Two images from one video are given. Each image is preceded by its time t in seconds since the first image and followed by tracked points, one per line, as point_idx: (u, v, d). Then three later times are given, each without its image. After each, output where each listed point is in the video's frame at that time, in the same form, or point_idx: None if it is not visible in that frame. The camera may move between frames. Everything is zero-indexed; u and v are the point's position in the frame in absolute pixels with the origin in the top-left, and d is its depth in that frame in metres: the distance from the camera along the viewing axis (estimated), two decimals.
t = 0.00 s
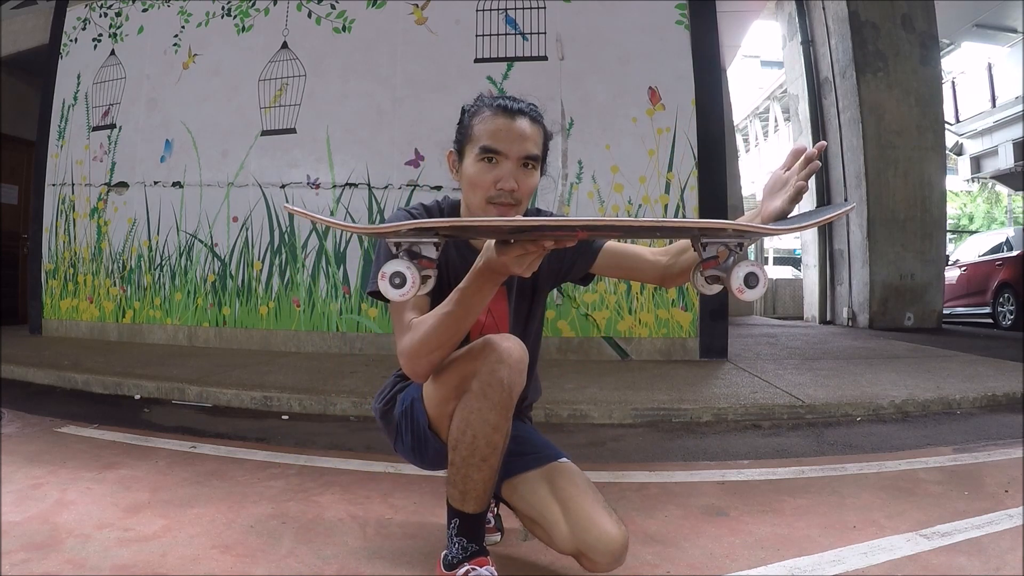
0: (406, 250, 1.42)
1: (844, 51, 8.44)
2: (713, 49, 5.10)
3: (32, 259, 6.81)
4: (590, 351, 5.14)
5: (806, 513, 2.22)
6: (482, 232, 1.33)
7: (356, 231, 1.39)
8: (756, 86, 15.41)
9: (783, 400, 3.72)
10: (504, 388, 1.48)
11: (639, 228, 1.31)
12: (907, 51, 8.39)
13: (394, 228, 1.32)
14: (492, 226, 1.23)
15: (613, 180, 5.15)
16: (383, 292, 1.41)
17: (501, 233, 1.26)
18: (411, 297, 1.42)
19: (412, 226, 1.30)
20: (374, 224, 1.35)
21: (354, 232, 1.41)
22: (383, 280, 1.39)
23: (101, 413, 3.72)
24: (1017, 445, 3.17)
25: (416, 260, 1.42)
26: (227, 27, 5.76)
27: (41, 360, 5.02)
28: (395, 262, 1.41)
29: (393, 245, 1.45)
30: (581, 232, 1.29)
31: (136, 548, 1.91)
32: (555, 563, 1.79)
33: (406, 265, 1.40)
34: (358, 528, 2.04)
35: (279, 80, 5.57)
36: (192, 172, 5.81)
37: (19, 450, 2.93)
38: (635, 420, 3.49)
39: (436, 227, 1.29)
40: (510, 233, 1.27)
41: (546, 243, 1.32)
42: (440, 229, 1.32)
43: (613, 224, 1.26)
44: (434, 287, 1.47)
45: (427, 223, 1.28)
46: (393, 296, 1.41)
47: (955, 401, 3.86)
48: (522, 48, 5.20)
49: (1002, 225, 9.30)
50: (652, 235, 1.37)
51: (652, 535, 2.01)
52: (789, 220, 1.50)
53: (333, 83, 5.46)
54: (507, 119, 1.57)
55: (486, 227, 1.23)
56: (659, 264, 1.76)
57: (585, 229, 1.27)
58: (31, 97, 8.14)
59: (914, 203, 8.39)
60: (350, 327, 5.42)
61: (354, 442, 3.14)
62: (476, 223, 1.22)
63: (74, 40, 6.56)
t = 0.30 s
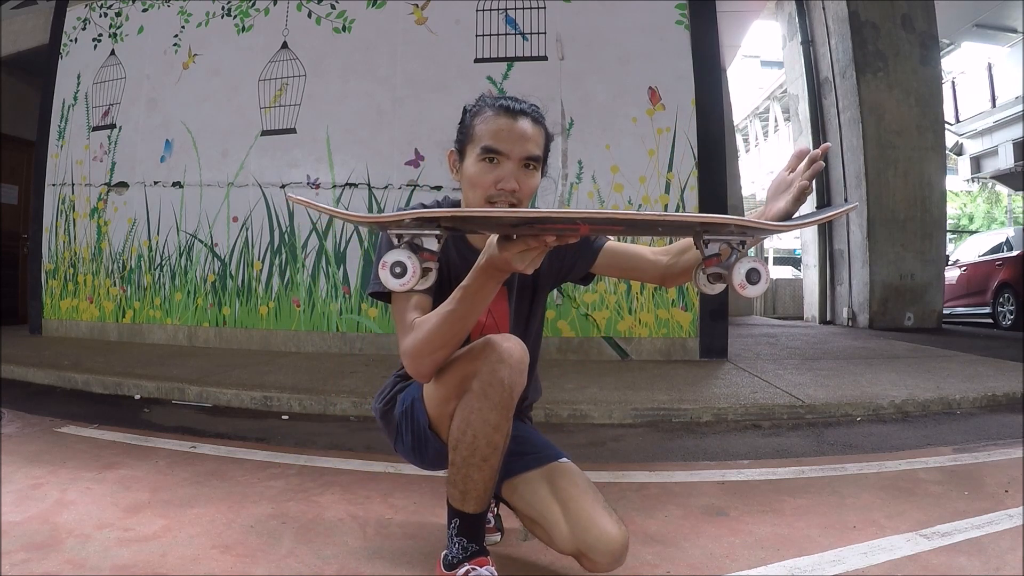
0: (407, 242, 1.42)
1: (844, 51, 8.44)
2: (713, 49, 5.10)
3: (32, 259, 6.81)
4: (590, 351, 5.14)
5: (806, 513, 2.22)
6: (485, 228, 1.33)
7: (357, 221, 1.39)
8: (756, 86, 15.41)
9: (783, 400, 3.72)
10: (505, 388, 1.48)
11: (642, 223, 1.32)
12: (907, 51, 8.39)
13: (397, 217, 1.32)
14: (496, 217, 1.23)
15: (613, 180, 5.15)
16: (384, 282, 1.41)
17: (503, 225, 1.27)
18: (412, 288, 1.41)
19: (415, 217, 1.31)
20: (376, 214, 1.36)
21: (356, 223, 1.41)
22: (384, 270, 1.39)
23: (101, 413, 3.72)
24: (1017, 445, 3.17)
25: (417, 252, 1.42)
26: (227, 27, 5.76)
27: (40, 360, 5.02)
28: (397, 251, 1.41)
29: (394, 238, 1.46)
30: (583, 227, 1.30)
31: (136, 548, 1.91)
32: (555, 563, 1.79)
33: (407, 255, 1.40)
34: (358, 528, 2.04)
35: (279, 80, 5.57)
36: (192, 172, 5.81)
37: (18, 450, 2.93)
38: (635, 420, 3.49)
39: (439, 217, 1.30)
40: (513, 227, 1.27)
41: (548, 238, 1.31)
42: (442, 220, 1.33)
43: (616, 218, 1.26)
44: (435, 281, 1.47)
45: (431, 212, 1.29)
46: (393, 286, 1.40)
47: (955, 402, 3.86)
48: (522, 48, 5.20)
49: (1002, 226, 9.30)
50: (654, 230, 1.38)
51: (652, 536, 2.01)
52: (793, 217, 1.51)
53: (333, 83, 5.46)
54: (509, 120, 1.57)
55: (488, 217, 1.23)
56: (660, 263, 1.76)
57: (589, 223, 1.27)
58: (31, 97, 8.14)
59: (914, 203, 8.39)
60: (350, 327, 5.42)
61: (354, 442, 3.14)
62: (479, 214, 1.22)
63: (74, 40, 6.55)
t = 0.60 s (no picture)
0: (406, 234, 1.41)
1: (844, 51, 8.45)
2: (713, 49, 5.10)
3: (31, 259, 6.81)
4: (590, 351, 5.14)
5: (806, 513, 2.22)
6: (486, 223, 1.34)
7: (357, 210, 1.39)
8: (756, 86, 15.42)
9: (783, 400, 3.72)
10: (506, 388, 1.48)
11: (644, 216, 1.32)
12: (907, 51, 8.39)
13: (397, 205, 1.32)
14: (497, 208, 1.23)
15: (613, 180, 5.15)
16: (383, 271, 1.40)
17: (504, 219, 1.27)
18: (410, 277, 1.40)
19: (415, 205, 1.31)
20: (377, 203, 1.36)
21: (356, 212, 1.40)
22: (383, 258, 1.39)
23: (101, 413, 3.72)
24: (1018, 445, 3.17)
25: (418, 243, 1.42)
26: (227, 27, 5.76)
27: (40, 360, 5.02)
28: (396, 241, 1.40)
29: (395, 230, 1.46)
30: (583, 222, 1.30)
31: (136, 548, 1.91)
32: (555, 563, 1.79)
33: (407, 244, 1.39)
34: (358, 528, 2.04)
35: (279, 80, 5.57)
36: (192, 172, 5.81)
37: (18, 450, 2.93)
38: (635, 420, 3.49)
39: (440, 206, 1.30)
40: (513, 221, 1.28)
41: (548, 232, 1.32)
42: (443, 211, 1.33)
43: (617, 211, 1.26)
44: (435, 274, 1.47)
45: (432, 200, 1.29)
46: (391, 275, 1.39)
47: (955, 401, 3.86)
48: (522, 48, 5.20)
49: (1002, 226, 9.31)
50: (654, 223, 1.38)
51: (652, 535, 2.01)
52: (796, 213, 1.51)
53: (333, 83, 5.46)
54: (510, 119, 1.57)
55: (490, 207, 1.23)
56: (660, 263, 1.76)
57: (590, 216, 1.27)
58: (31, 97, 8.14)
59: (914, 203, 8.39)
60: (350, 327, 5.42)
61: (354, 442, 3.14)
62: (482, 203, 1.22)
63: (74, 40, 6.55)
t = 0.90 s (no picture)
0: (406, 231, 1.41)
1: (844, 51, 8.45)
2: (713, 49, 5.10)
3: (32, 259, 6.81)
4: (590, 351, 5.14)
5: (806, 513, 2.22)
6: (485, 223, 1.34)
7: (356, 208, 1.39)
8: (756, 86, 15.44)
9: (783, 399, 3.72)
10: (507, 387, 1.48)
11: (643, 215, 1.32)
12: (907, 51, 8.38)
13: (397, 203, 1.33)
14: (495, 207, 1.24)
15: (613, 180, 5.15)
16: (382, 268, 1.40)
17: (503, 217, 1.28)
18: (408, 275, 1.40)
19: (414, 203, 1.32)
20: (375, 201, 1.37)
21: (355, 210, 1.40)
22: (381, 255, 1.39)
23: (100, 413, 3.72)
24: (1017, 445, 3.17)
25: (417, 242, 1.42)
26: (227, 27, 5.76)
27: (40, 360, 5.02)
28: (395, 238, 1.40)
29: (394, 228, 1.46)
30: (581, 220, 1.30)
31: (136, 548, 1.91)
32: (555, 563, 1.79)
33: (406, 241, 1.39)
34: (358, 528, 2.04)
35: (279, 80, 5.57)
36: (192, 172, 5.81)
37: (18, 450, 2.93)
38: (635, 420, 3.49)
39: (439, 204, 1.30)
40: (512, 220, 1.28)
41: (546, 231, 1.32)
42: (442, 209, 1.33)
43: (615, 209, 1.26)
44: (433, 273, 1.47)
45: (431, 198, 1.29)
46: (390, 272, 1.39)
47: (955, 401, 3.86)
48: (522, 48, 5.20)
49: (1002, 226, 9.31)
50: (652, 223, 1.39)
51: (652, 536, 2.01)
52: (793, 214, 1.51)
53: (333, 83, 5.46)
54: (524, 129, 1.56)
55: (489, 207, 1.24)
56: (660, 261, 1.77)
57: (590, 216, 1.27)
58: (32, 97, 8.15)
59: (914, 203, 8.39)
60: (350, 327, 5.42)
61: (354, 442, 3.14)
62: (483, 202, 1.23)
63: (74, 40, 6.56)
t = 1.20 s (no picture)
0: (406, 232, 1.41)
1: (844, 51, 8.45)
2: (713, 49, 5.10)
3: (32, 259, 6.81)
4: (590, 351, 5.14)
5: (806, 513, 2.22)
6: (483, 224, 1.34)
7: (353, 211, 1.39)
8: (756, 86, 15.45)
9: (783, 400, 3.72)
10: (508, 386, 1.48)
11: (639, 215, 1.32)
12: (907, 51, 8.38)
13: (394, 206, 1.33)
14: (491, 209, 1.24)
15: (613, 180, 5.15)
16: (381, 271, 1.41)
17: (502, 219, 1.28)
18: (406, 277, 1.41)
19: (410, 207, 1.32)
20: (372, 204, 1.36)
21: (354, 213, 1.41)
22: (380, 258, 1.39)
23: (100, 413, 3.72)
24: (1017, 445, 3.17)
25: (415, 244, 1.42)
26: (227, 27, 5.76)
27: (40, 360, 5.02)
28: (393, 241, 1.41)
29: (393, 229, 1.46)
30: (577, 221, 1.30)
31: (136, 548, 1.91)
32: (555, 563, 1.79)
33: (404, 244, 1.39)
34: (358, 528, 2.04)
35: (279, 80, 5.57)
36: (192, 172, 5.81)
37: (18, 450, 2.93)
38: (635, 420, 3.49)
39: (436, 207, 1.31)
40: (510, 221, 1.28)
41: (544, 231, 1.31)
42: (439, 211, 1.34)
43: (611, 209, 1.26)
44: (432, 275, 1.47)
45: (428, 201, 1.29)
46: (388, 275, 1.40)
47: (955, 401, 3.86)
48: (522, 48, 5.20)
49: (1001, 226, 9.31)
50: (648, 223, 1.39)
51: (652, 535, 2.01)
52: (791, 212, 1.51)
53: (333, 83, 5.46)
54: (532, 131, 1.56)
55: (486, 209, 1.24)
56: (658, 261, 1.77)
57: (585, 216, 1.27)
58: (31, 97, 8.14)
59: (914, 203, 8.39)
60: (350, 327, 5.42)
61: (354, 442, 3.14)
62: (478, 204, 1.23)
63: (74, 40, 6.56)
